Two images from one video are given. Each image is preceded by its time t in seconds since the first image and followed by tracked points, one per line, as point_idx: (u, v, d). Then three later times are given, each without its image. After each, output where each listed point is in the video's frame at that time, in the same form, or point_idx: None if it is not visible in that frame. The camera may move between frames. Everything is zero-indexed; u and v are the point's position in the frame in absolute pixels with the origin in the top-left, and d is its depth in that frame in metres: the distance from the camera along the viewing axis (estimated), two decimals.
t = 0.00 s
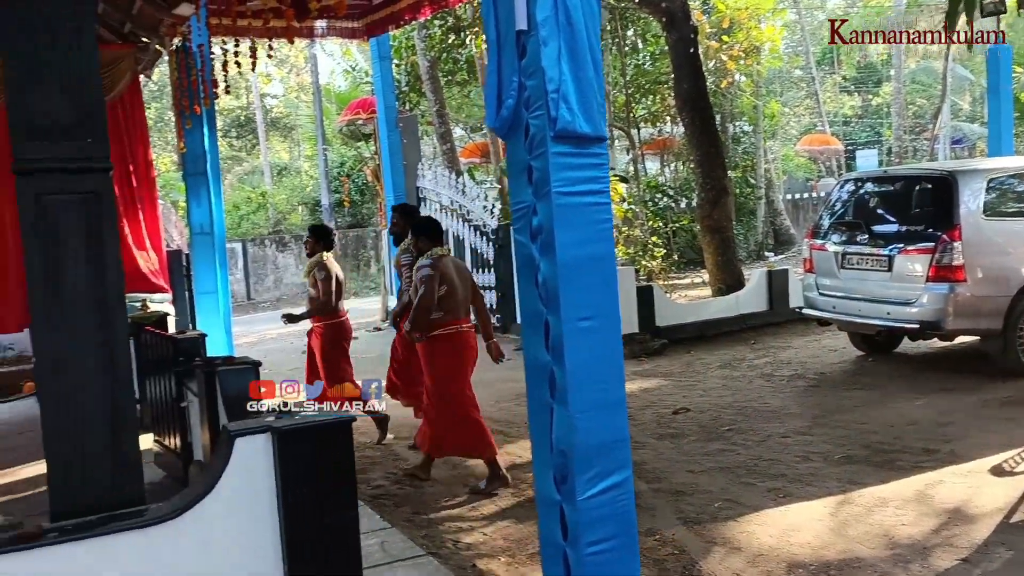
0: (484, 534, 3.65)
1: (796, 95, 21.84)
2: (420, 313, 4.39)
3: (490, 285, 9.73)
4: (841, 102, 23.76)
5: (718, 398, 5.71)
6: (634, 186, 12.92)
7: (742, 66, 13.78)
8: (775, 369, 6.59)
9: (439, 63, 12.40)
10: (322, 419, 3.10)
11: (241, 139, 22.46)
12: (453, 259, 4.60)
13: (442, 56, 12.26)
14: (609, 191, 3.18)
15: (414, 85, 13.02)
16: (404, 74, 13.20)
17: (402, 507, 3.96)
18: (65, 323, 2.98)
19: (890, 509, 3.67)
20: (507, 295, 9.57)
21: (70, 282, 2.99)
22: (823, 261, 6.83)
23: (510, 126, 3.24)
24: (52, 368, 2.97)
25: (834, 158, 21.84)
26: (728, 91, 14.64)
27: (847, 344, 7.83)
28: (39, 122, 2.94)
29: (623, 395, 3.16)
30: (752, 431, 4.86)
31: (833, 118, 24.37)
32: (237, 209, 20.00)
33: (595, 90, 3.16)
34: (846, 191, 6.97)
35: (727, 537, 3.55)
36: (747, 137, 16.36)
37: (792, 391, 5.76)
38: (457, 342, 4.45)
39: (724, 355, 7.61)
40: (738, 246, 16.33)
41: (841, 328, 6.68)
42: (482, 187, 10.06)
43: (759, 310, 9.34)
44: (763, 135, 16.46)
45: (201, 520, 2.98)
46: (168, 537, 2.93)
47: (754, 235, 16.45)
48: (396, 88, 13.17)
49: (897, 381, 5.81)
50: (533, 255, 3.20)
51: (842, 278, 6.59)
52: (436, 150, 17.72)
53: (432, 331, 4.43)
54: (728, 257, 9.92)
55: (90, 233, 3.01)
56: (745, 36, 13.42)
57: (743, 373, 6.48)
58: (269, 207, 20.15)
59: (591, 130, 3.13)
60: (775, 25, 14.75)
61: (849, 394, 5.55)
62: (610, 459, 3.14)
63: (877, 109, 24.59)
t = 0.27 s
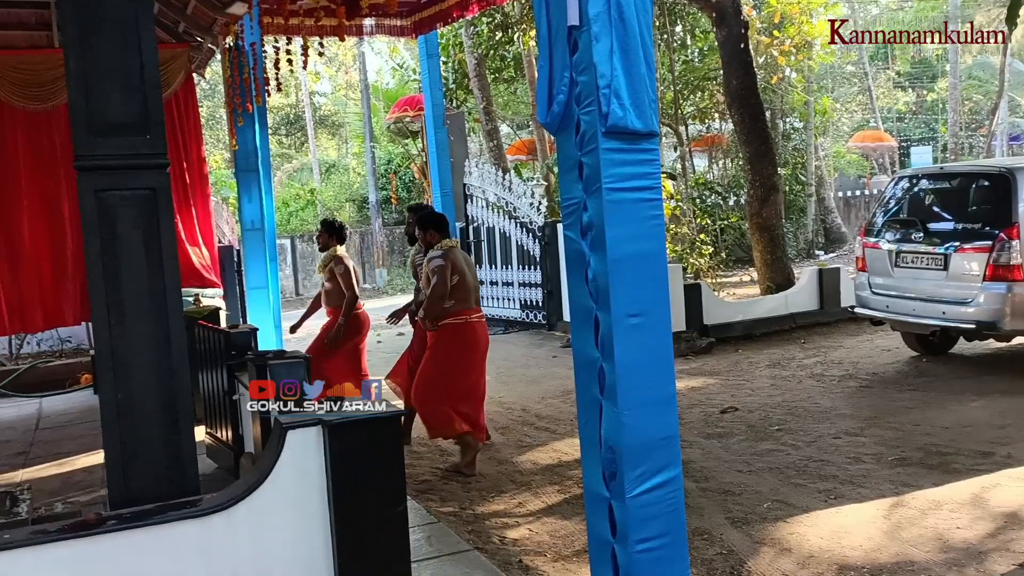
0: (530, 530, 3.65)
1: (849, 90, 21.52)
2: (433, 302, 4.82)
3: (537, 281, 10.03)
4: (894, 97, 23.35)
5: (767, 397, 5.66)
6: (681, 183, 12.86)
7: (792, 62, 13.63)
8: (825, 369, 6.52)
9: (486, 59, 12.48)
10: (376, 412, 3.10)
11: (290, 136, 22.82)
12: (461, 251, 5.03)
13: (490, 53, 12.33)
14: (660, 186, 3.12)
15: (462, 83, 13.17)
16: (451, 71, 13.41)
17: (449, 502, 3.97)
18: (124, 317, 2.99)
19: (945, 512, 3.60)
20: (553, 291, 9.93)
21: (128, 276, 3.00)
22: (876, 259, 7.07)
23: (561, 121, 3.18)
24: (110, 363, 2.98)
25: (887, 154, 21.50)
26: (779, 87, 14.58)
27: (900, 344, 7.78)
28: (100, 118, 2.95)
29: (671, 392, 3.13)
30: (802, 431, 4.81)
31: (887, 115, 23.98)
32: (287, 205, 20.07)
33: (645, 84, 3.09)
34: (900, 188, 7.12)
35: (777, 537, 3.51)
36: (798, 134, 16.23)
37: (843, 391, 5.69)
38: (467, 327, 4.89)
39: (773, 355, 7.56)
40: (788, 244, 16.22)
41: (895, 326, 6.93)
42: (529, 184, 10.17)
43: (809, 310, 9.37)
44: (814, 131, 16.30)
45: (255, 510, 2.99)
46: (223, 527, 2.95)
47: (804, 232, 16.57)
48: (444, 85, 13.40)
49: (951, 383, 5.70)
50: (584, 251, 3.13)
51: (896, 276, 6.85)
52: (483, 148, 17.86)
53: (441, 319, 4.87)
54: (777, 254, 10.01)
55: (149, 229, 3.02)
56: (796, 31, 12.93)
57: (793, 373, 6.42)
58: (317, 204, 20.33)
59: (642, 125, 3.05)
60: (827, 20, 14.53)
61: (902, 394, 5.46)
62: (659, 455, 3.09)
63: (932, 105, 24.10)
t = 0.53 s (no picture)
0: (582, 527, 3.65)
1: (909, 85, 21.04)
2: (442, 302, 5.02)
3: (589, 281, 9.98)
4: (957, 91, 22.74)
5: (824, 397, 5.58)
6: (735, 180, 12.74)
7: (849, 56, 13.40)
8: (884, 369, 6.39)
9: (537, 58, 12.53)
10: (429, 408, 3.11)
11: (343, 136, 23.18)
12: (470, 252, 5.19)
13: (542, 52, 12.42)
14: (717, 187, 3.04)
15: (514, 82, 13.35)
16: (504, 70, 13.61)
17: (502, 500, 3.98)
18: (187, 314, 3.06)
19: (1010, 516, 3.49)
20: (605, 290, 9.78)
21: (191, 274, 3.06)
22: (937, 257, 6.88)
23: (615, 119, 3.16)
24: (174, 361, 3.05)
25: (949, 150, 20.96)
26: (836, 83, 14.44)
27: (962, 344, 7.56)
28: (164, 120, 3.01)
29: (727, 392, 3.08)
30: (860, 432, 4.73)
31: (949, 110, 23.37)
32: (342, 206, 20.50)
33: (702, 82, 3.02)
34: (963, 183, 6.88)
35: (834, 539, 3.45)
36: (856, 130, 15.95)
37: (903, 391, 5.57)
38: (474, 326, 5.12)
39: (829, 354, 7.45)
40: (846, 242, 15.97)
41: (956, 325, 6.79)
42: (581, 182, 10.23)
43: (867, 309, 9.17)
44: (873, 127, 16.01)
45: (313, 504, 3.03)
46: (281, 519, 2.99)
47: (862, 230, 16.26)
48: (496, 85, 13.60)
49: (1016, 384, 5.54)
50: (638, 249, 3.13)
51: (958, 274, 6.68)
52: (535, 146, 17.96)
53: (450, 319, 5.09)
54: (834, 253, 9.82)
55: (210, 228, 3.08)
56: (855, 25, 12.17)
57: (850, 373, 6.31)
58: (371, 204, 20.70)
59: (697, 123, 2.99)
60: (886, 13, 14.23)
61: (964, 395, 5.32)
62: (714, 453, 3.05)
63: (997, 98, 23.37)
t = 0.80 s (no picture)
0: (649, 526, 3.61)
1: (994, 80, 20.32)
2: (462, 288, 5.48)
3: (657, 279, 10.08)
4: None
5: (901, 400, 5.46)
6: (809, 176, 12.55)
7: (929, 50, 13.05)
8: (964, 372, 6.22)
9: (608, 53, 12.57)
10: (496, 404, 3.07)
11: (411, 132, 23.56)
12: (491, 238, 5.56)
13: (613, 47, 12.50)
14: (796, 185, 2.98)
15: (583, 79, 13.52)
16: (573, 66, 13.78)
17: (568, 495, 3.98)
18: (266, 306, 3.09)
19: None
20: (673, 288, 9.92)
21: (271, 267, 3.10)
22: (1017, 259, 6.92)
23: (692, 116, 3.13)
24: (253, 351, 3.11)
25: None
26: (915, 78, 14.14)
27: None
28: (247, 116, 3.07)
29: (804, 392, 3.01)
30: (938, 437, 4.61)
31: None
32: (410, 201, 20.87)
33: (782, 77, 2.96)
34: None
35: (909, 544, 3.37)
36: (936, 126, 15.51)
37: (984, 396, 5.41)
38: (496, 310, 5.54)
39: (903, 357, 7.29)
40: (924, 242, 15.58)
41: None
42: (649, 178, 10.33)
43: (946, 310, 8.94)
44: (955, 123, 15.55)
45: (386, 494, 3.03)
46: (354, 508, 3.01)
47: (942, 229, 15.83)
48: (565, 81, 13.77)
49: None
50: (713, 247, 3.09)
51: None
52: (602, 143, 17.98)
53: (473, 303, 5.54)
54: (911, 253, 9.67)
55: (289, 222, 3.12)
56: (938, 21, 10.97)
57: (927, 376, 6.17)
58: (438, 199, 20.99)
59: (776, 120, 2.93)
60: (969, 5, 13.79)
61: None
62: (788, 454, 2.99)
63: None
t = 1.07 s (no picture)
0: (735, 534, 3.55)
1: None
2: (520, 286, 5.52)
3: (745, 283, 10.07)
4: None
5: (1003, 417, 5.31)
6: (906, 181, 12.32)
7: None
8: None
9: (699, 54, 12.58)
10: (585, 405, 3.04)
11: (496, 131, 23.88)
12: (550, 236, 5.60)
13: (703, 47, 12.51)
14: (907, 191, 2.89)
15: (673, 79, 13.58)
16: (662, 66, 13.84)
17: (652, 500, 3.98)
18: (362, 302, 3.15)
19: None
20: (760, 291, 9.86)
21: (368, 263, 3.14)
22: None
23: (798, 120, 3.03)
24: (348, 344, 3.15)
25: None
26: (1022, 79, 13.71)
27: None
28: (348, 114, 3.12)
29: (908, 403, 2.93)
30: None
31: None
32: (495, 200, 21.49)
33: (892, 81, 2.90)
34: None
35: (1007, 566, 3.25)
36: None
37: None
38: (553, 309, 5.58)
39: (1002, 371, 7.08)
40: None
41: None
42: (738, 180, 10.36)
43: None
44: None
45: (476, 491, 3.04)
46: (445, 504, 3.03)
47: None
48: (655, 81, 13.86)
49: None
50: (817, 255, 3.00)
51: None
52: (690, 143, 17.89)
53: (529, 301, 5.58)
54: (1015, 262, 9.43)
55: (387, 220, 3.15)
56: None
57: None
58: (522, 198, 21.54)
59: (887, 124, 2.86)
60: None
61: None
62: (891, 469, 2.91)
63: None
